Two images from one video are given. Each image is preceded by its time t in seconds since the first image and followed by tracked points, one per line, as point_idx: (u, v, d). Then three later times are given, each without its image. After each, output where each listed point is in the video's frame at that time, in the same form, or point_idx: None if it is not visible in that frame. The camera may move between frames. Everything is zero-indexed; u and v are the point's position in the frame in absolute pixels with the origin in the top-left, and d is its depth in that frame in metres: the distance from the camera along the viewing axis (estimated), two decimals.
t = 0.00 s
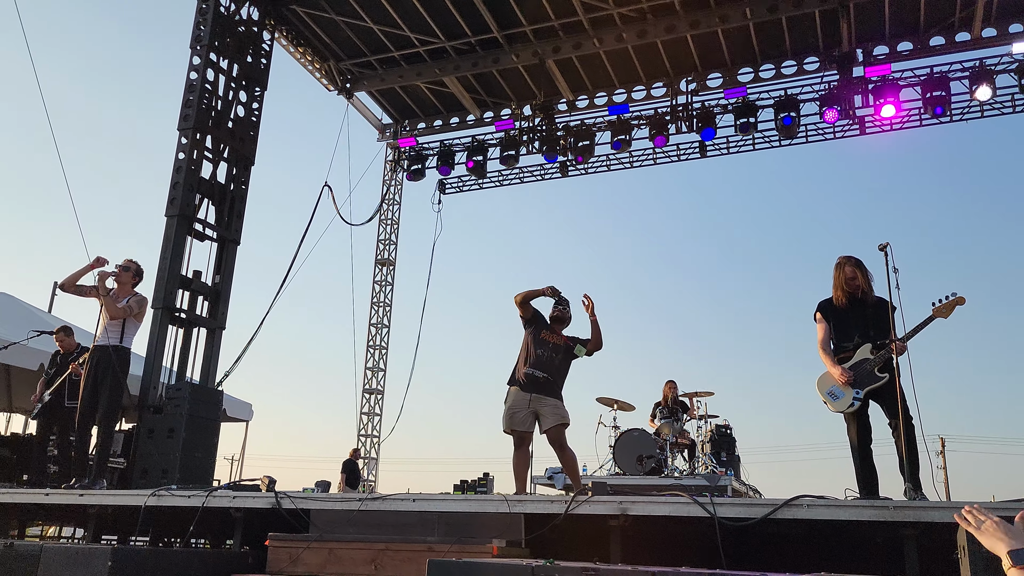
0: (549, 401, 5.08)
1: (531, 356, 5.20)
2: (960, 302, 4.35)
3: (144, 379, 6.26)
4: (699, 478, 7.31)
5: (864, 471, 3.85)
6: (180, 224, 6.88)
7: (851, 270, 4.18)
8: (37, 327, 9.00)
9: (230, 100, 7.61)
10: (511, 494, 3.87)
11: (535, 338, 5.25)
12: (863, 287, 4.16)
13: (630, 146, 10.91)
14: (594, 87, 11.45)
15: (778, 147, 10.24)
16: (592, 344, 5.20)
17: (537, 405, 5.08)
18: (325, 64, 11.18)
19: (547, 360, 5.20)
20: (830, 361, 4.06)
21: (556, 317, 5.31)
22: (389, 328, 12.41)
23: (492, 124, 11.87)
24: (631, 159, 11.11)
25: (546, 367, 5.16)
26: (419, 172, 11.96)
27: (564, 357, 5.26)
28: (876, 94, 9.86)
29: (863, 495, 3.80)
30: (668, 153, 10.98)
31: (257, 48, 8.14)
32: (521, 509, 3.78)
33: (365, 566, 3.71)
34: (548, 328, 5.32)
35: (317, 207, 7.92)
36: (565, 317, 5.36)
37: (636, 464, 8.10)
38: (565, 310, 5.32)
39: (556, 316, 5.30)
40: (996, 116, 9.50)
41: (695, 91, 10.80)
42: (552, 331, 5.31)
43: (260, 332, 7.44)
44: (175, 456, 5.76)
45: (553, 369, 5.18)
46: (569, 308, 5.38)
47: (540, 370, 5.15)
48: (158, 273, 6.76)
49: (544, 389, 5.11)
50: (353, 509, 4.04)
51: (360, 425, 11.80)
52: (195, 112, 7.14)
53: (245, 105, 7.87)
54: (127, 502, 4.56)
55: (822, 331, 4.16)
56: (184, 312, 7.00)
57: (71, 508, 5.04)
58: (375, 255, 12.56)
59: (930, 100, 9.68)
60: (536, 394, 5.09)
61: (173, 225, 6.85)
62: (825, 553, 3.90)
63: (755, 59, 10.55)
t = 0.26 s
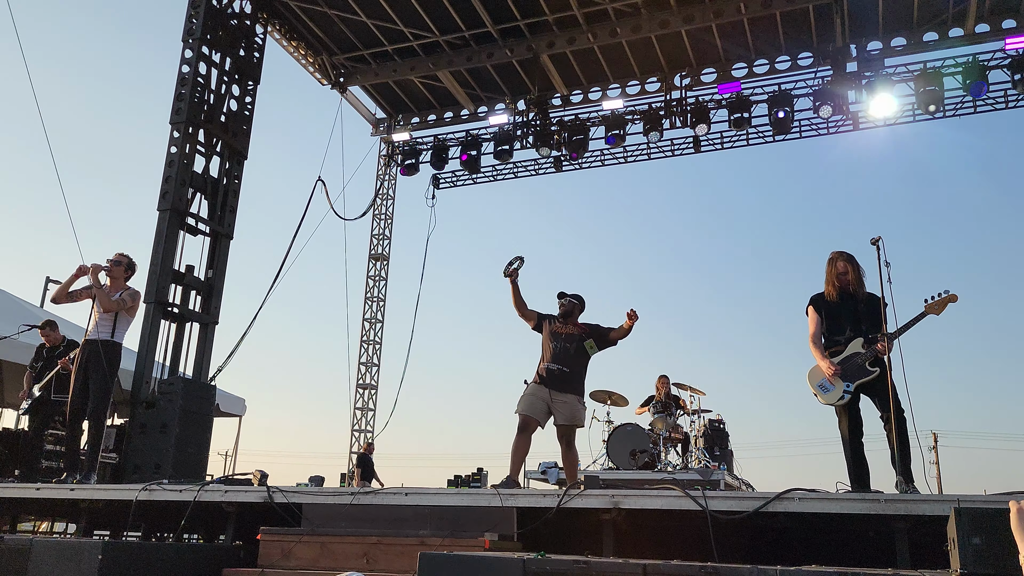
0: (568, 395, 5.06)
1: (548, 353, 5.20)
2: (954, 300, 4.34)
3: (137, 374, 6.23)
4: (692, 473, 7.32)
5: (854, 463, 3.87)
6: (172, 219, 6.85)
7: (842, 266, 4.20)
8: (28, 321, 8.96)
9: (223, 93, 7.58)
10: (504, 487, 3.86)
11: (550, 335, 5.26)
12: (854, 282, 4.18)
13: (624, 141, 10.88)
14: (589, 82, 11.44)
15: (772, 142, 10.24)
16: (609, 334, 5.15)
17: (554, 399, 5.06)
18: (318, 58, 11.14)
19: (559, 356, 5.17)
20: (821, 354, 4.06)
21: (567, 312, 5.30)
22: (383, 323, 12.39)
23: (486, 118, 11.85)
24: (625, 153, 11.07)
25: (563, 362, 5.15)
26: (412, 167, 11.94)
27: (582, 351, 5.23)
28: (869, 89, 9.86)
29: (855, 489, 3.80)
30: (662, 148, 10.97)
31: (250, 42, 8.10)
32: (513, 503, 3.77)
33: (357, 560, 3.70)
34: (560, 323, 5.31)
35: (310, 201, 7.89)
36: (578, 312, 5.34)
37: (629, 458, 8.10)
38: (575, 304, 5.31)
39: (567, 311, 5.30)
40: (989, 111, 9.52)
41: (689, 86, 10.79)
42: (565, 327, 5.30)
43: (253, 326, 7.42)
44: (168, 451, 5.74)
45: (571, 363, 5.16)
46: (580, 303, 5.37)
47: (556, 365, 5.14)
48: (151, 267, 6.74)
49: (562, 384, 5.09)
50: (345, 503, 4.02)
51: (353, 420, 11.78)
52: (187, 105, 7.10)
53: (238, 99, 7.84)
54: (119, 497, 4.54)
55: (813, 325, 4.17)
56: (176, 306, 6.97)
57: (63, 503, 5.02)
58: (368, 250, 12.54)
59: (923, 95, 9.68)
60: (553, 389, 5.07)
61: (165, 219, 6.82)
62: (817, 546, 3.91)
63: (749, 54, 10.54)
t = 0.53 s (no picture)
0: (576, 392, 5.00)
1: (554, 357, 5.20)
2: (948, 293, 4.40)
3: (132, 370, 6.22)
4: (688, 467, 7.33)
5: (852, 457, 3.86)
6: (167, 214, 6.83)
7: (841, 259, 4.19)
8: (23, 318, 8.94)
9: (218, 89, 7.55)
10: (500, 483, 3.86)
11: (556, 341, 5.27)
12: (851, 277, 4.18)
13: (620, 136, 10.86)
14: (584, 77, 11.42)
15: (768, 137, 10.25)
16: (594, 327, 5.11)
17: (563, 399, 5.03)
18: (313, 53, 11.10)
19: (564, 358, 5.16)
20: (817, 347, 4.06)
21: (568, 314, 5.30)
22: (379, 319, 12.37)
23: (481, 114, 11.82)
24: (621, 149, 10.97)
25: (569, 361, 5.12)
26: (408, 163, 11.92)
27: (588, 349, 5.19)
28: (865, 83, 9.85)
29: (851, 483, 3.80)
30: (659, 143, 10.95)
31: (245, 37, 8.07)
32: (510, 498, 3.77)
33: (354, 555, 3.69)
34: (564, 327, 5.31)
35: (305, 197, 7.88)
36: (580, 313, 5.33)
37: (626, 453, 8.11)
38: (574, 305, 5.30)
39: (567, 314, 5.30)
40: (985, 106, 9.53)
41: (685, 81, 10.78)
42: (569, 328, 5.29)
43: (249, 323, 7.41)
44: (164, 447, 5.73)
45: (576, 362, 5.12)
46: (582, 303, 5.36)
47: (562, 366, 5.12)
48: (146, 263, 6.72)
49: (569, 383, 5.04)
50: (342, 499, 4.03)
51: (350, 416, 11.76)
52: (182, 101, 7.08)
53: (233, 95, 7.82)
54: (115, 493, 4.53)
55: (808, 319, 4.17)
56: (172, 303, 6.95)
57: (58, 499, 5.01)
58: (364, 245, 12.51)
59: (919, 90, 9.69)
60: (560, 389, 5.05)
61: (160, 215, 6.80)
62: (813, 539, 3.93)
63: (745, 49, 10.54)
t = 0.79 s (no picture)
0: (580, 387, 5.01)
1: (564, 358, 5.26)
2: (961, 304, 4.31)
3: (133, 369, 6.21)
4: (690, 463, 7.33)
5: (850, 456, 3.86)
6: (166, 213, 6.82)
7: (851, 267, 4.19)
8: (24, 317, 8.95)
9: (216, 87, 7.54)
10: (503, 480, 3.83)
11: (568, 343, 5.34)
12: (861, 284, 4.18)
13: (619, 132, 10.86)
14: (583, 73, 11.41)
15: (767, 132, 10.23)
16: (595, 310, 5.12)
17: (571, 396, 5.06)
18: (311, 51, 11.09)
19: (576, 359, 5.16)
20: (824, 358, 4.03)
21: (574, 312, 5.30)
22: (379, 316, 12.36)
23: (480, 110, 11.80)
24: (620, 144, 11.06)
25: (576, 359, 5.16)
26: (408, 160, 11.90)
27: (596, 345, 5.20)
28: (864, 78, 9.86)
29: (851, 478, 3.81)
30: (658, 139, 10.94)
31: (243, 35, 8.06)
32: (513, 495, 3.75)
33: (356, 553, 3.69)
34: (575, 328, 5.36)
35: (305, 195, 7.87)
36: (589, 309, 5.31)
37: (627, 449, 8.10)
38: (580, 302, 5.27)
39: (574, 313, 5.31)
40: (984, 100, 9.52)
41: (684, 77, 10.77)
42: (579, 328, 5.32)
43: (249, 321, 7.40)
44: (165, 447, 5.73)
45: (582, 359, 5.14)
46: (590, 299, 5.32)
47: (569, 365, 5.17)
48: (145, 262, 6.71)
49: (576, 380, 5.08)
50: (344, 497, 4.03)
51: (350, 414, 11.75)
52: (180, 99, 7.07)
53: (231, 93, 7.80)
54: (117, 492, 4.52)
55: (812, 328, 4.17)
56: (172, 302, 6.95)
57: (60, 499, 5.01)
58: (364, 243, 12.50)
59: (918, 84, 9.68)
60: (568, 388, 5.10)
61: (159, 214, 6.79)
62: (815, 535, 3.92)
63: (744, 44, 10.53)
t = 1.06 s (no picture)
0: (594, 394, 4.93)
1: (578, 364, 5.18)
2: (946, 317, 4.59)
3: (138, 367, 6.21)
4: (695, 459, 7.34)
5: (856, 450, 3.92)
6: (170, 212, 6.83)
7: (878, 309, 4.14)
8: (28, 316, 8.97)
9: (219, 86, 7.54)
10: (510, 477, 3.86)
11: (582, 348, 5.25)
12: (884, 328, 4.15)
13: (622, 128, 10.83)
14: (585, 69, 11.39)
15: (770, 128, 10.21)
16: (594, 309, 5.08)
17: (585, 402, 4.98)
18: (313, 49, 11.09)
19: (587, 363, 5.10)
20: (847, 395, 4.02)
21: (586, 317, 5.19)
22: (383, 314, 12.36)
23: (482, 108, 11.79)
24: (623, 142, 10.97)
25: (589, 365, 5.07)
26: (410, 157, 11.90)
27: (608, 349, 5.09)
28: (868, 73, 9.83)
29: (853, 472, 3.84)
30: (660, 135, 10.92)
31: (246, 33, 8.05)
32: (519, 491, 3.76)
33: (363, 550, 3.69)
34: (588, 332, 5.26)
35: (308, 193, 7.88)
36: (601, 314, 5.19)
37: (632, 445, 8.11)
38: (593, 308, 5.15)
39: (586, 318, 5.20)
40: (988, 94, 9.49)
41: (686, 73, 10.74)
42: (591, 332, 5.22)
43: (253, 320, 7.41)
44: (170, 445, 5.74)
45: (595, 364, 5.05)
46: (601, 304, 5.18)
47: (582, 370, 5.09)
48: (149, 261, 6.71)
49: (590, 385, 4.99)
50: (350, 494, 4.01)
51: (354, 412, 11.76)
52: (183, 98, 7.07)
53: (234, 91, 7.79)
54: (123, 490, 4.52)
55: (841, 359, 4.04)
56: (176, 300, 6.95)
57: (66, 498, 5.01)
58: (367, 241, 12.50)
59: (921, 79, 9.66)
60: (582, 394, 5.02)
61: (163, 212, 6.80)
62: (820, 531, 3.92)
63: (746, 39, 10.50)
